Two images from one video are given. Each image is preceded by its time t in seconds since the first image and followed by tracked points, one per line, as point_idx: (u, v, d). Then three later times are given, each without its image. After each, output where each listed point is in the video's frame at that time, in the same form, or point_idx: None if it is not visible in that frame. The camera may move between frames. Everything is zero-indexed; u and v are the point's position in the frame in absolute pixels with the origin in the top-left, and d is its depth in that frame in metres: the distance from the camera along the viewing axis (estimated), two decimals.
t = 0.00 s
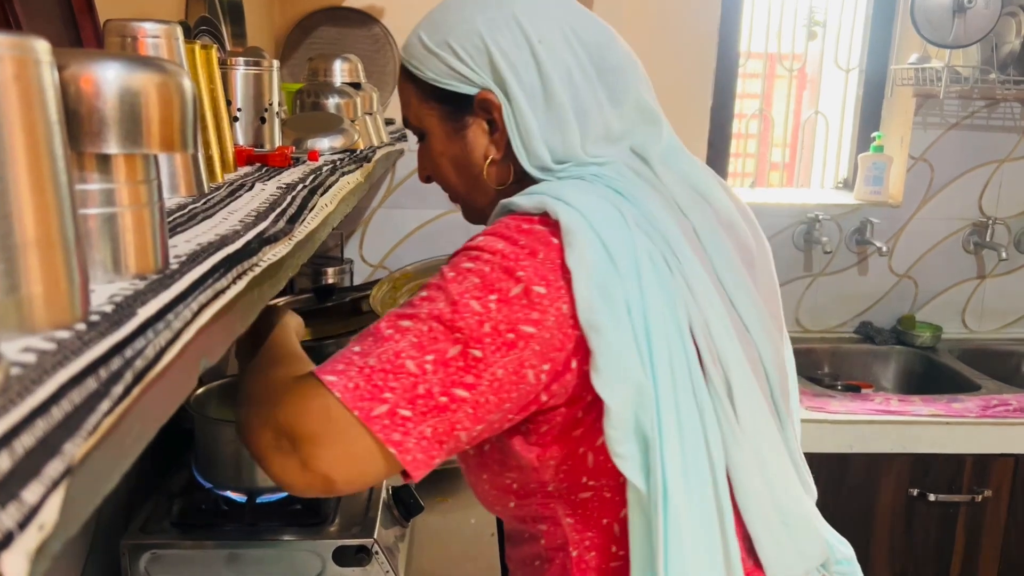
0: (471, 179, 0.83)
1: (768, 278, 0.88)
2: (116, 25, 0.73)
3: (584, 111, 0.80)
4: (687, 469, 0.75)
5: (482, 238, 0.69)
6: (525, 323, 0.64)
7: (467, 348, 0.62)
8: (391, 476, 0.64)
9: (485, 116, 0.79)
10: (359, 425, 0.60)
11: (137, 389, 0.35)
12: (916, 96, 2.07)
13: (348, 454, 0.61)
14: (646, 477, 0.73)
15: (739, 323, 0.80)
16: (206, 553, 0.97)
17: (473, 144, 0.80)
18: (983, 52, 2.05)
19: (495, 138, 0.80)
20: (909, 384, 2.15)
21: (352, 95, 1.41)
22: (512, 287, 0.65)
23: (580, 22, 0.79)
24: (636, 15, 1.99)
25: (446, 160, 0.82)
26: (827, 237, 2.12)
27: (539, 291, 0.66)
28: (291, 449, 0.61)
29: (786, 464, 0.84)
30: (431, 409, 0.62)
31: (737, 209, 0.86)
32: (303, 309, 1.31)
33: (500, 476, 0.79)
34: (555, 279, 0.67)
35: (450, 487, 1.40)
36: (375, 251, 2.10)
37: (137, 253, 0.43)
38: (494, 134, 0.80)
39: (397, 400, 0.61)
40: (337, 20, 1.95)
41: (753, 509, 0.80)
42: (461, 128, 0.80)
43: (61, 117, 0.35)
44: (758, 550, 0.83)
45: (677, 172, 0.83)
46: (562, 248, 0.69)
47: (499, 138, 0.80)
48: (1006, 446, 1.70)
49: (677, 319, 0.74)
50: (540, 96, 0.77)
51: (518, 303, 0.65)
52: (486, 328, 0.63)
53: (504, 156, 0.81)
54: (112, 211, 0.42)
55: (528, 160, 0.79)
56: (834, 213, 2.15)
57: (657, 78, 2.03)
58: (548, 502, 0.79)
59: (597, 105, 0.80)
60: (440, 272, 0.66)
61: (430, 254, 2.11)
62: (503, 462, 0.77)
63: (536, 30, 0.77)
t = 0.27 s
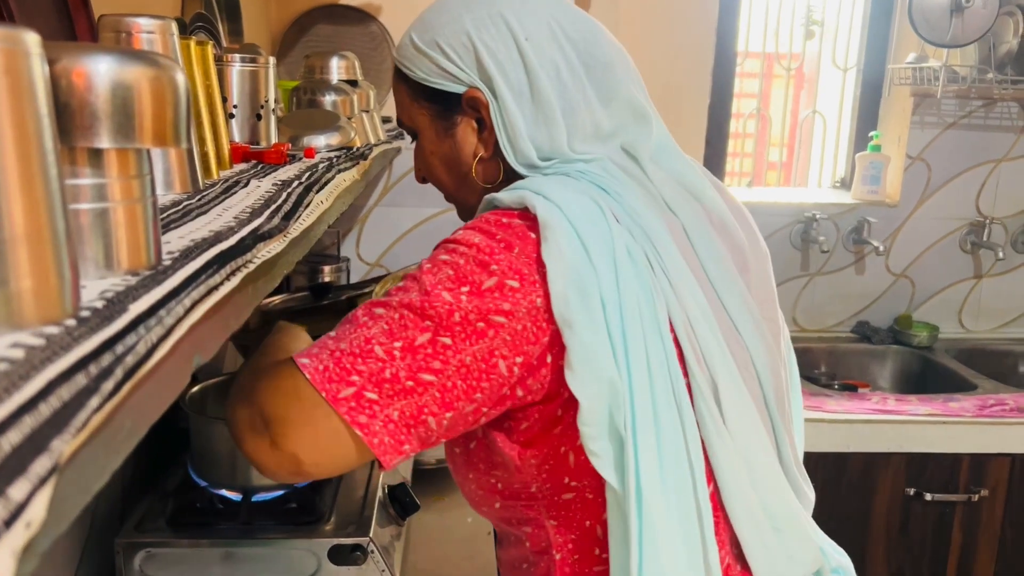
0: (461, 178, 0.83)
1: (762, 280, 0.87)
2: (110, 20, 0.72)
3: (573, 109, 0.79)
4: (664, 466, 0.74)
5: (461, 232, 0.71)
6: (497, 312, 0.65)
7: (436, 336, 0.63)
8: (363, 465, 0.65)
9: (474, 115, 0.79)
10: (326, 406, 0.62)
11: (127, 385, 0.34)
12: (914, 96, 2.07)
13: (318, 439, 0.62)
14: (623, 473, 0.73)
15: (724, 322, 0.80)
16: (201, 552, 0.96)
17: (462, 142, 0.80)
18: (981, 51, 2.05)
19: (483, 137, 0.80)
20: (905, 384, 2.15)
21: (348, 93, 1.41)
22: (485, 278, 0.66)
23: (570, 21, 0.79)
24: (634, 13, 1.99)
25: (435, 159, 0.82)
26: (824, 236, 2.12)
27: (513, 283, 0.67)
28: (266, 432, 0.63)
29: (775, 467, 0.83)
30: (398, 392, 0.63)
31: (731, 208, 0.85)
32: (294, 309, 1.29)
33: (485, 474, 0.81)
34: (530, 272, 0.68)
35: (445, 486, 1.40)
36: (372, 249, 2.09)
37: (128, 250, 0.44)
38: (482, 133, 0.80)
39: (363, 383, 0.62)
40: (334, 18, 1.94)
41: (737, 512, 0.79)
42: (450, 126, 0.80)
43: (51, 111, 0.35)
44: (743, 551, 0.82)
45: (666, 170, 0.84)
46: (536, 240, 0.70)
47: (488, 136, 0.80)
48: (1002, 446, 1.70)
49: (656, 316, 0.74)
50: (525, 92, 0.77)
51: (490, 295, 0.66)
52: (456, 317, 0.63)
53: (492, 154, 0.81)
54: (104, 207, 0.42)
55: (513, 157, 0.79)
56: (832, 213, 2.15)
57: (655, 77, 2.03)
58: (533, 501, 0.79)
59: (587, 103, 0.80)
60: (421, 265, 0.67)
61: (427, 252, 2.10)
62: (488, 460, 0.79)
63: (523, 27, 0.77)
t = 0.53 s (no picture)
0: (468, 176, 0.83)
1: (769, 284, 0.87)
2: (105, 20, 0.72)
3: (581, 108, 0.79)
4: (662, 464, 0.74)
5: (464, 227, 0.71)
6: (497, 307, 0.65)
7: (436, 330, 0.63)
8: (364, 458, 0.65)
9: (482, 113, 0.79)
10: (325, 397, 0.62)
11: (118, 388, 0.34)
12: (911, 97, 2.07)
13: (321, 431, 0.62)
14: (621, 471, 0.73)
15: (727, 323, 0.80)
16: (197, 552, 0.96)
17: (469, 140, 0.80)
18: (978, 53, 2.05)
19: (490, 135, 0.80)
20: (901, 384, 2.16)
21: (345, 93, 1.41)
22: (485, 273, 0.66)
23: (579, 20, 0.79)
24: (631, 14, 1.99)
25: (444, 156, 0.82)
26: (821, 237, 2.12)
27: (513, 278, 0.67)
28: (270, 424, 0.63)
29: (777, 471, 0.82)
30: (397, 385, 0.63)
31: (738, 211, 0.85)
32: (290, 309, 1.29)
33: (485, 472, 0.81)
34: (530, 267, 0.68)
35: (441, 486, 1.39)
36: (368, 249, 2.09)
37: (121, 251, 0.43)
38: (490, 130, 0.80)
39: (363, 375, 0.62)
40: (330, 17, 1.93)
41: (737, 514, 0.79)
42: (457, 125, 0.80)
43: (42, 112, 0.34)
44: (742, 553, 0.82)
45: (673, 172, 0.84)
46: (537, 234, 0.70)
47: (495, 133, 0.80)
48: (998, 447, 1.71)
49: (657, 313, 0.73)
50: (533, 91, 0.77)
51: (490, 289, 0.66)
52: (455, 311, 0.64)
53: (499, 152, 0.81)
54: (96, 208, 0.42)
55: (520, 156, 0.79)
56: (829, 213, 2.15)
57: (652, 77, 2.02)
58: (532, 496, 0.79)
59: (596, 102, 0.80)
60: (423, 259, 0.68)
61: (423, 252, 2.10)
62: (488, 457, 0.80)
63: (533, 25, 0.77)
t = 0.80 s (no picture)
0: (497, 169, 0.83)
1: (790, 287, 0.87)
2: (102, 18, 0.72)
3: (609, 107, 0.78)
4: (687, 473, 0.74)
5: (493, 232, 0.68)
6: (534, 320, 0.64)
7: (476, 346, 0.62)
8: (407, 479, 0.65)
9: (512, 107, 0.79)
10: (368, 422, 0.61)
11: (114, 387, 0.34)
12: (909, 97, 2.07)
13: (366, 454, 0.62)
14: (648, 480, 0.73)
15: (753, 330, 0.79)
16: (194, 552, 0.96)
17: (500, 132, 0.80)
18: (975, 53, 2.05)
19: (520, 128, 0.80)
20: (899, 385, 2.16)
21: (343, 92, 1.40)
22: (521, 284, 0.65)
23: (612, 14, 0.78)
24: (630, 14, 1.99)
25: (475, 148, 0.82)
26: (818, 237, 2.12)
27: (549, 288, 0.66)
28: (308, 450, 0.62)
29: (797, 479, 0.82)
30: (443, 406, 0.62)
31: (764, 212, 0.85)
32: (289, 306, 1.29)
33: (502, 473, 0.80)
34: (565, 276, 0.67)
35: (439, 485, 1.39)
36: (366, 248, 2.09)
37: (117, 250, 0.43)
38: (520, 124, 0.80)
39: (406, 399, 0.61)
40: (328, 16, 1.92)
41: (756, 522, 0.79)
42: (488, 117, 0.80)
43: (38, 111, 0.34)
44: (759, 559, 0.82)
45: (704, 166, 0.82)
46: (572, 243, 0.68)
47: (525, 127, 0.80)
48: (995, 447, 1.71)
49: (688, 323, 0.73)
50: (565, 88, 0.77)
51: (528, 301, 0.64)
52: (496, 327, 0.63)
53: (528, 145, 0.81)
54: (92, 206, 0.42)
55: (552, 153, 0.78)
56: (826, 213, 2.15)
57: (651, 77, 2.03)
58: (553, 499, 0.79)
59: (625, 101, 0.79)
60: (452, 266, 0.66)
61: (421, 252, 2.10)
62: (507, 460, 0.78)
63: (567, 19, 0.76)
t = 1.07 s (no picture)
0: (589, 165, 0.68)
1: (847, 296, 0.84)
2: (101, 16, 0.72)
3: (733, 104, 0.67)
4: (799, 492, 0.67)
5: (612, 243, 0.59)
6: (670, 341, 0.57)
7: (613, 372, 0.55)
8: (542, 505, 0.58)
9: (610, 96, 0.65)
10: (508, 460, 0.54)
11: (115, 384, 0.34)
12: (907, 98, 2.08)
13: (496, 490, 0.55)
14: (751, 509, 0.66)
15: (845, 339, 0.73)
16: (193, 551, 0.96)
17: (593, 123, 0.65)
18: (974, 54, 2.06)
19: (619, 118, 0.65)
20: (897, 385, 2.16)
21: (342, 91, 1.40)
22: (653, 300, 0.57)
23: None
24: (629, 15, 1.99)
25: (565, 138, 0.67)
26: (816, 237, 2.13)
27: (683, 305, 0.58)
28: (433, 485, 0.55)
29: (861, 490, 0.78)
30: (581, 438, 0.55)
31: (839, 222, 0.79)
32: (289, 305, 1.29)
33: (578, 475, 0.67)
34: (699, 292, 0.59)
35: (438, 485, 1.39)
36: (365, 248, 2.09)
37: (116, 247, 0.43)
38: (619, 112, 0.65)
39: (548, 434, 0.54)
40: (327, 15, 1.93)
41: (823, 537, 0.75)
42: (584, 105, 0.65)
43: (39, 109, 0.34)
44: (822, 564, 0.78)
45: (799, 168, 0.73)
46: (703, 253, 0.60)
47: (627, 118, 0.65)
48: (992, 447, 1.71)
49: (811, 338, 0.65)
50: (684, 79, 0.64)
51: (661, 320, 0.57)
52: (632, 351, 0.55)
53: (628, 136, 0.67)
54: (93, 204, 0.42)
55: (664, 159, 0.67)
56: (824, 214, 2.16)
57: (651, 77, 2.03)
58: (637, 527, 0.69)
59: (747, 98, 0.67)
60: (569, 278, 0.58)
61: (420, 252, 2.10)
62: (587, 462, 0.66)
63: None
